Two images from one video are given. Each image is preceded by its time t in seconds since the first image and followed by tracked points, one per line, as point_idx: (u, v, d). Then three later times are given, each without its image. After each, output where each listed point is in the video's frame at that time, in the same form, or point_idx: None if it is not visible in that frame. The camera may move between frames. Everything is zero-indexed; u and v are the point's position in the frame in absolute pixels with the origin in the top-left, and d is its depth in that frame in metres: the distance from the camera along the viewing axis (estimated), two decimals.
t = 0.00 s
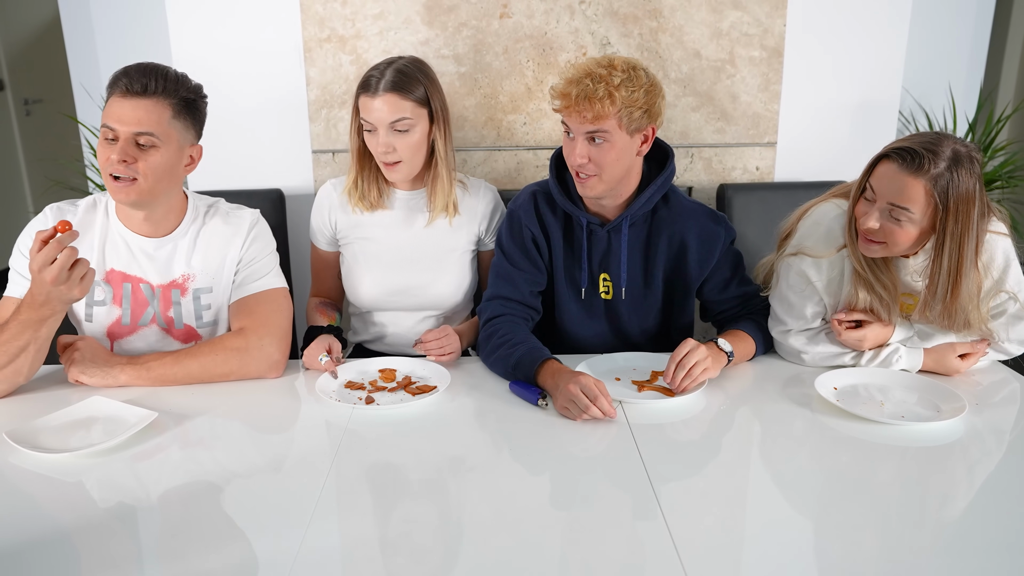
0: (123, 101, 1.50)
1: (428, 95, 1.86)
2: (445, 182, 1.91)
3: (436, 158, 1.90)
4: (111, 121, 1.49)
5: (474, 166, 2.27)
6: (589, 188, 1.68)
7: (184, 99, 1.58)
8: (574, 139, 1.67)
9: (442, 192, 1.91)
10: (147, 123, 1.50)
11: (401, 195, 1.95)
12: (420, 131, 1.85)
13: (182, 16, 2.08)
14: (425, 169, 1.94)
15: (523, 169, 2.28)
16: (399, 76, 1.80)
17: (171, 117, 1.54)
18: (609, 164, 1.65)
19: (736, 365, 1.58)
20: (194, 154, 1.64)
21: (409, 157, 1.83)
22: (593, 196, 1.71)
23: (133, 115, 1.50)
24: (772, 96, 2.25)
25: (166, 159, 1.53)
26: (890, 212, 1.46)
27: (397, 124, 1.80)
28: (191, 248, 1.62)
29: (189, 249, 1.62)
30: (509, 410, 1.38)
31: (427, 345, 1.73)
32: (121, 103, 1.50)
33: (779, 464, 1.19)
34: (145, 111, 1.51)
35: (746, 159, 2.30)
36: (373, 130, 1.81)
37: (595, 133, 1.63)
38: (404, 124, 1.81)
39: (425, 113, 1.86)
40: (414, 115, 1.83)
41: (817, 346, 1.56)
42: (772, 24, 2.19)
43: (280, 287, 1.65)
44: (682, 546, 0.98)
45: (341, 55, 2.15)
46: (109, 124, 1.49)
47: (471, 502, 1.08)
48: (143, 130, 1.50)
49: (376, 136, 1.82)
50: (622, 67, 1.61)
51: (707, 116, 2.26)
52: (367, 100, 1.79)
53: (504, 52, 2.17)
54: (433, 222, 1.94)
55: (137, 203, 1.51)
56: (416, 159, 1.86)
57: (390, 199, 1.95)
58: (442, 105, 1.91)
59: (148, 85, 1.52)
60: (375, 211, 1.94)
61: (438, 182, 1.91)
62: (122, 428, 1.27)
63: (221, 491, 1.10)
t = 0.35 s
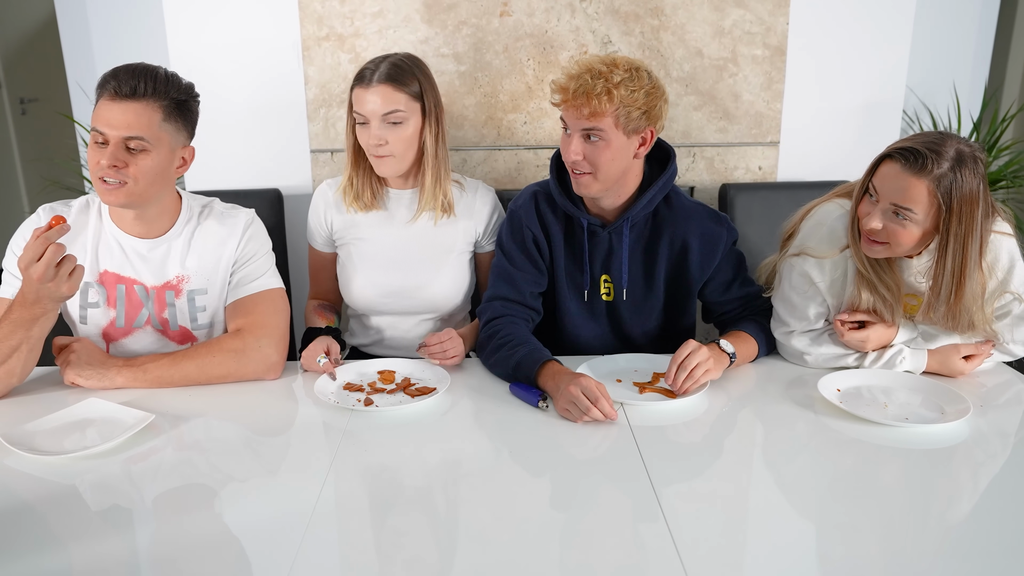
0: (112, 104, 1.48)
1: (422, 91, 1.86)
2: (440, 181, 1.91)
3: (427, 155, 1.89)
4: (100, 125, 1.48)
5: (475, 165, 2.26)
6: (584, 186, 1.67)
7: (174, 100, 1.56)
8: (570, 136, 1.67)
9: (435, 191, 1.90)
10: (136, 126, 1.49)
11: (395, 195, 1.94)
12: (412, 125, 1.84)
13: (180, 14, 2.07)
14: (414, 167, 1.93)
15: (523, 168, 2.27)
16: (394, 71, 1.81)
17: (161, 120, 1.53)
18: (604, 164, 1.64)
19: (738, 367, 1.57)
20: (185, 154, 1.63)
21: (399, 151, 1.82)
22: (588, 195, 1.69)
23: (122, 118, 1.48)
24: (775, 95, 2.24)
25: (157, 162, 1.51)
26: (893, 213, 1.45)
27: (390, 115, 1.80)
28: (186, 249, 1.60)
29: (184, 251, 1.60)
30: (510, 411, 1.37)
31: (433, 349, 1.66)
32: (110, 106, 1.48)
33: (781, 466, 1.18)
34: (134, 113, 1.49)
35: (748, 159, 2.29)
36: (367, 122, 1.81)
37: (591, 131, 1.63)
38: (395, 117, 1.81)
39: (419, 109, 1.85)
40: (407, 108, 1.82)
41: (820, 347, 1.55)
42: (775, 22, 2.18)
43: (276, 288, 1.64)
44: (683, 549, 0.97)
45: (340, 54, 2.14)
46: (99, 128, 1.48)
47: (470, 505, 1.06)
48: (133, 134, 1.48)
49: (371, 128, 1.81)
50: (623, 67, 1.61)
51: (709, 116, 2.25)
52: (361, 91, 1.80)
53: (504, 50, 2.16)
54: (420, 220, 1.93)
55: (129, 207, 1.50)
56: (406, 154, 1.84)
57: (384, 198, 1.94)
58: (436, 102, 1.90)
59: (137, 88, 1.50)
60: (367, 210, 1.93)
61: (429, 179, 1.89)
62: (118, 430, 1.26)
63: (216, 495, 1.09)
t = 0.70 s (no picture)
0: (133, 111, 1.43)
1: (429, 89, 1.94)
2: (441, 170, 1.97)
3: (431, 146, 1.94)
4: (118, 134, 1.43)
5: (474, 165, 2.25)
6: (580, 182, 1.67)
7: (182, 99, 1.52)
8: (570, 130, 1.67)
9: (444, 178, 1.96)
10: (163, 133, 1.46)
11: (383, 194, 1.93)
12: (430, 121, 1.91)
13: (177, 13, 2.06)
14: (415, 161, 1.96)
15: (524, 168, 2.26)
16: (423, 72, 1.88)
17: (179, 122, 1.50)
18: (601, 161, 1.63)
19: (740, 368, 1.55)
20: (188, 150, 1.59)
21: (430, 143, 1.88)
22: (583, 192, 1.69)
23: (144, 125, 1.44)
24: (778, 93, 2.23)
25: (179, 166, 1.51)
26: (895, 214, 1.44)
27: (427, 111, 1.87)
28: (184, 250, 1.59)
29: (182, 251, 1.59)
30: (510, 413, 1.35)
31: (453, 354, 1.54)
32: (133, 114, 1.43)
33: (784, 468, 1.17)
34: (159, 120, 1.45)
35: (751, 158, 2.28)
36: (408, 115, 1.84)
37: (589, 126, 1.62)
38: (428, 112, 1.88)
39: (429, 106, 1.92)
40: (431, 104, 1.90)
41: (823, 348, 1.53)
42: (778, 20, 2.17)
43: (274, 288, 1.62)
44: (686, 553, 0.96)
45: (338, 52, 2.13)
46: (117, 137, 1.43)
47: (471, 508, 1.05)
48: (159, 140, 1.46)
49: (414, 122, 1.84)
50: (628, 65, 1.60)
51: (711, 115, 2.24)
52: (405, 85, 1.83)
53: (504, 49, 2.15)
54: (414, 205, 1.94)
55: (152, 212, 1.51)
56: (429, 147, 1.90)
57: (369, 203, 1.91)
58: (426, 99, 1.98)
59: (155, 93, 1.45)
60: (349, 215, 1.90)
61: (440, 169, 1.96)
62: (115, 433, 1.24)
63: (215, 497, 1.07)
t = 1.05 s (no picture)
0: (160, 130, 1.40)
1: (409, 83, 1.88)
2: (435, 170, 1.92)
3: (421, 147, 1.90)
4: (148, 151, 1.40)
5: (474, 165, 2.24)
6: (584, 174, 1.66)
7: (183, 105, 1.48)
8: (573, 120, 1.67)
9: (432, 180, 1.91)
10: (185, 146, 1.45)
11: (375, 195, 1.90)
12: (399, 113, 1.84)
13: (175, 11, 2.05)
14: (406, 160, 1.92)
15: (524, 168, 2.25)
16: (383, 61, 1.83)
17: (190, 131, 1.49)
18: (603, 152, 1.62)
19: (743, 370, 1.54)
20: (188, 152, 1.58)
21: (390, 139, 1.81)
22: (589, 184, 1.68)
23: (170, 140, 1.42)
24: (780, 92, 2.21)
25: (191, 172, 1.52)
26: (896, 215, 1.43)
27: (380, 104, 1.81)
28: (181, 250, 1.58)
29: (179, 252, 1.58)
30: (510, 415, 1.34)
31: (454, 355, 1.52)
32: (159, 132, 1.40)
33: (787, 470, 1.15)
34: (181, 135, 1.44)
35: (753, 158, 2.27)
36: (353, 109, 1.80)
37: (589, 115, 1.62)
38: (383, 104, 1.81)
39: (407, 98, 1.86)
40: (395, 96, 1.82)
41: (826, 349, 1.52)
42: (780, 18, 2.15)
43: (272, 288, 1.61)
44: (688, 557, 0.95)
45: (336, 51, 2.12)
46: (147, 154, 1.40)
47: (470, 511, 1.04)
48: (184, 152, 1.45)
49: (359, 115, 1.80)
50: (632, 53, 1.61)
51: (713, 114, 2.23)
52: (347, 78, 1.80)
53: (504, 47, 2.13)
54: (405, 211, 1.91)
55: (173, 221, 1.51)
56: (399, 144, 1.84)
57: (364, 200, 1.91)
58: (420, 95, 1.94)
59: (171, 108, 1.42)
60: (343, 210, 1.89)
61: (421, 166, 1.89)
62: (112, 435, 1.23)
63: (211, 500, 1.06)
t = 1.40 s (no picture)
0: (116, 144, 1.37)
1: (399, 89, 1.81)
2: (421, 180, 1.85)
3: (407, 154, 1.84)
4: (104, 164, 1.38)
5: (474, 165, 2.23)
6: (594, 180, 1.65)
7: (173, 122, 1.44)
8: (581, 127, 1.64)
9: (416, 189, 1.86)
10: (147, 167, 1.40)
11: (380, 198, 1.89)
12: (384, 121, 1.79)
13: (174, 9, 2.04)
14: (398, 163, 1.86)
15: (525, 167, 2.24)
16: (372, 70, 1.77)
17: (169, 149, 1.44)
18: (613, 158, 1.61)
19: (746, 371, 1.53)
20: (186, 160, 1.55)
21: (376, 148, 1.78)
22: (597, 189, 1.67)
23: (129, 161, 1.38)
24: (784, 91, 2.20)
25: (168, 191, 1.47)
26: (901, 215, 1.42)
27: (361, 114, 1.76)
28: (181, 249, 1.57)
29: (178, 251, 1.57)
30: (511, 417, 1.33)
31: (453, 356, 1.51)
32: (117, 147, 1.37)
33: (789, 473, 1.14)
34: (147, 152, 1.40)
35: (756, 157, 2.25)
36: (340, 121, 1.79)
37: (601, 123, 1.60)
38: (367, 115, 1.76)
39: (395, 107, 1.80)
40: (379, 106, 1.77)
41: (829, 351, 1.50)
42: (783, 17, 2.14)
43: (272, 290, 1.60)
44: (690, 560, 0.94)
45: (335, 49, 2.11)
46: (101, 166, 1.38)
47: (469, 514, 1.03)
48: (145, 174, 1.41)
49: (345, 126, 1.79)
50: (641, 58, 1.59)
51: (715, 113, 2.21)
52: (338, 87, 1.77)
53: (504, 46, 2.12)
54: (400, 215, 1.88)
55: (136, 228, 1.49)
56: (385, 153, 1.80)
57: (368, 202, 1.90)
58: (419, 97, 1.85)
59: (143, 124, 1.38)
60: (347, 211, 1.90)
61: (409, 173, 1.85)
62: (108, 437, 1.22)
63: (210, 503, 1.05)
